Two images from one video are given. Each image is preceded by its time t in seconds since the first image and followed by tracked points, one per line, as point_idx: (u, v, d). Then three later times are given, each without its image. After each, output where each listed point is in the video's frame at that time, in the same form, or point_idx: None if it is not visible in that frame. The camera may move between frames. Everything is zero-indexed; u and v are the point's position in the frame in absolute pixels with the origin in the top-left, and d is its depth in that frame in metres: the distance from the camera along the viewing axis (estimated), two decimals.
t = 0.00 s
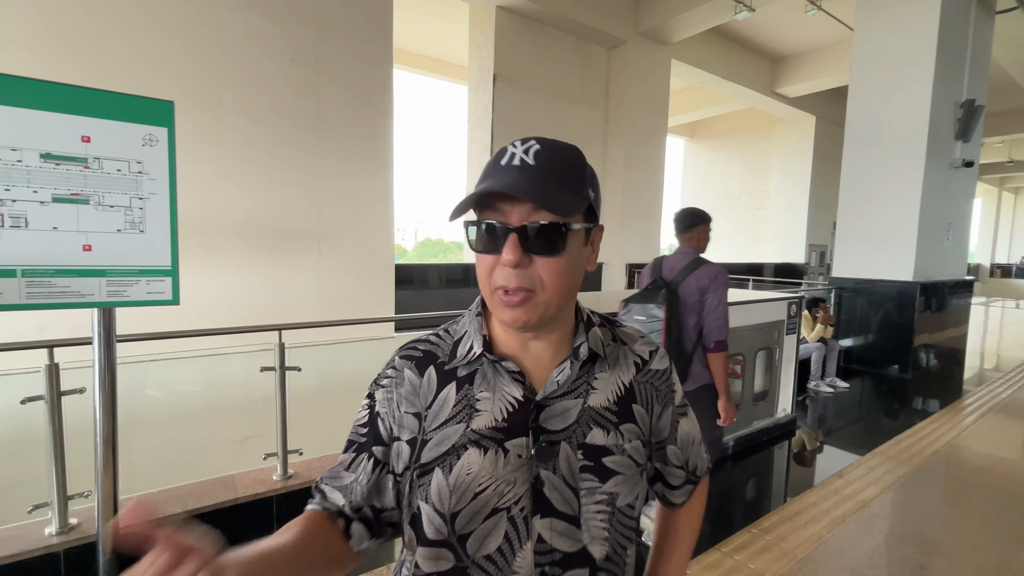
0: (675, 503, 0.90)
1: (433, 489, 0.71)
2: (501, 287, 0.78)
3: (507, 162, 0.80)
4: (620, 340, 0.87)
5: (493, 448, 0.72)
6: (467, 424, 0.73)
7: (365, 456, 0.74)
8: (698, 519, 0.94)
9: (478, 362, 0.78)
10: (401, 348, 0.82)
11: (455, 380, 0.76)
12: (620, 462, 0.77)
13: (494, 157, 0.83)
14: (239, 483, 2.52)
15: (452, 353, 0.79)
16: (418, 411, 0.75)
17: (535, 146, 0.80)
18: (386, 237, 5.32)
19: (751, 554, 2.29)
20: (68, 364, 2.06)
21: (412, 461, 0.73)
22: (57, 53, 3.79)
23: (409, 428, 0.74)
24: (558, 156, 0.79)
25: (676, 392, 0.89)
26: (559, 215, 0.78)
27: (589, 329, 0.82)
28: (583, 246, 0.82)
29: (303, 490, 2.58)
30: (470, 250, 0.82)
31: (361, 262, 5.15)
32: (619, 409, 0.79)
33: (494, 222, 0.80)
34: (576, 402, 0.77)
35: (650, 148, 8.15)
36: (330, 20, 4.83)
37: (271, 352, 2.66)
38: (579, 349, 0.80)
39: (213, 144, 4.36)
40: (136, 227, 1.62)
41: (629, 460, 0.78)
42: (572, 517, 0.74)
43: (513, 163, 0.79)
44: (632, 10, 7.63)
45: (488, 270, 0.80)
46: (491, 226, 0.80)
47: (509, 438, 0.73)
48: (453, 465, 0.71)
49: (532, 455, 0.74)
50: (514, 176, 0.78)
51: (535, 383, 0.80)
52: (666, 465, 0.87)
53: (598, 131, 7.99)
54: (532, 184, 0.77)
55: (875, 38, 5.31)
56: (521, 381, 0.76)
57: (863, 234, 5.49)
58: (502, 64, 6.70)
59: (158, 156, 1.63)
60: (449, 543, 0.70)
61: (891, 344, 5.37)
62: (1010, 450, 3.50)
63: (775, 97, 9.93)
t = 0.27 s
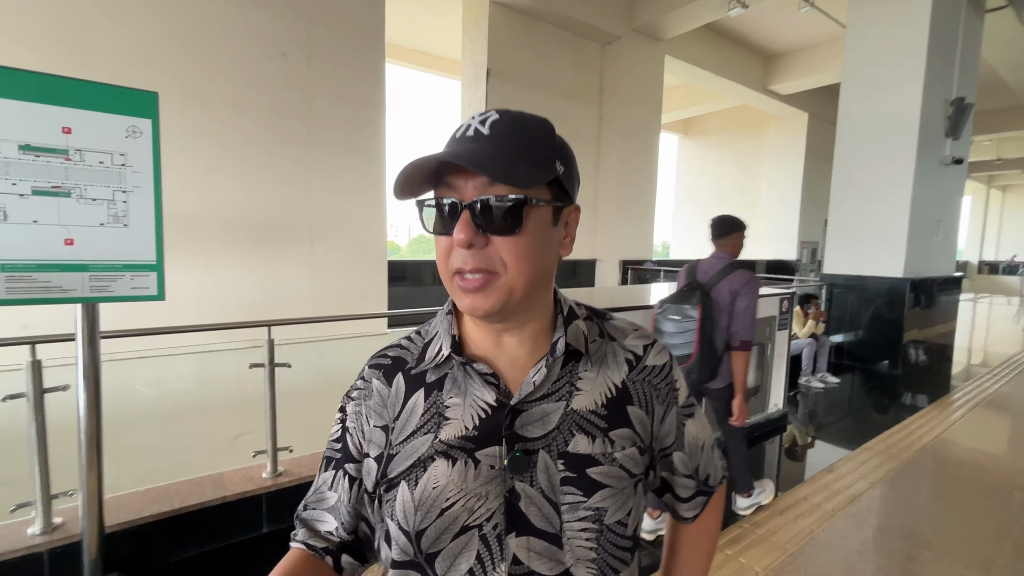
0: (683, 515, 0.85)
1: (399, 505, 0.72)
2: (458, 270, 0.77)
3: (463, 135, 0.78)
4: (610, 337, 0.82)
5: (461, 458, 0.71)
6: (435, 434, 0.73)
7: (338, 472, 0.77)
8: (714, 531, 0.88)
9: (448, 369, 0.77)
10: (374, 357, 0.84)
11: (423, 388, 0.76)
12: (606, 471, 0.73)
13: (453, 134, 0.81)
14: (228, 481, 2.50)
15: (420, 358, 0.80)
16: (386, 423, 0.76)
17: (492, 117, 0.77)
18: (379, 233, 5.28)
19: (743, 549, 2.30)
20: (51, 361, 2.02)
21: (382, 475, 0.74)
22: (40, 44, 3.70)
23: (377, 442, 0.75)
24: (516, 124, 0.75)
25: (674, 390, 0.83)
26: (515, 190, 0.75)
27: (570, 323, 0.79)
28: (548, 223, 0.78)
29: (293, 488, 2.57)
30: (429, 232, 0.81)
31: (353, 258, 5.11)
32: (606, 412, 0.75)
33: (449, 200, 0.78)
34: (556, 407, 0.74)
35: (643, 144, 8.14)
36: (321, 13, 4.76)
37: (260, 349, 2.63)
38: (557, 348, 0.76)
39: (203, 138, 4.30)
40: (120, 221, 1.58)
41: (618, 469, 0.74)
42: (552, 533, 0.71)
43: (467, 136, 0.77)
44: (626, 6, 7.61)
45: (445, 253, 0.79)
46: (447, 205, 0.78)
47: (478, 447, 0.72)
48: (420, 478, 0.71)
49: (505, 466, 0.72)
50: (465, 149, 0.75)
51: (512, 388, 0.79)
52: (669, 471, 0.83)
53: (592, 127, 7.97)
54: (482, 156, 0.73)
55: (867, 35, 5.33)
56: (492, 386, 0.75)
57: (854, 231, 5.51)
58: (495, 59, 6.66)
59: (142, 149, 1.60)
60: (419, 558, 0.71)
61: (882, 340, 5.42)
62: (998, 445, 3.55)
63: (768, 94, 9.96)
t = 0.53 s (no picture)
0: (681, 510, 0.84)
1: (385, 515, 0.68)
2: (443, 261, 0.73)
3: (448, 114, 0.74)
4: (600, 330, 0.80)
5: (451, 462, 0.68)
6: (423, 437, 0.70)
7: (319, 480, 0.74)
8: (712, 526, 0.87)
9: (434, 367, 0.74)
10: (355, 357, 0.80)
11: (409, 388, 0.73)
12: (604, 469, 0.70)
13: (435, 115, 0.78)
14: (202, 483, 2.42)
15: (404, 357, 0.76)
16: (369, 427, 0.72)
17: (478, 95, 0.74)
18: (358, 229, 5.20)
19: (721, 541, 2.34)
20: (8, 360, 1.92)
21: (367, 483, 0.71)
22: None
23: (360, 447, 0.72)
24: (503, 104, 0.72)
25: (670, 383, 0.80)
26: (505, 172, 0.72)
27: (561, 315, 0.77)
28: (538, 209, 0.75)
29: (268, 490, 2.50)
30: (412, 219, 0.78)
31: (331, 255, 5.02)
32: (600, 408, 0.72)
33: (433, 185, 0.74)
34: (549, 404, 0.71)
35: (622, 142, 8.21)
36: (296, 3, 4.65)
37: (234, 347, 2.55)
38: (549, 341, 0.74)
39: (172, 130, 4.16)
40: (85, 214, 1.52)
41: (614, 466, 0.71)
42: (549, 539, 0.69)
43: (452, 116, 0.73)
44: (606, 5, 7.66)
45: (430, 243, 0.75)
46: (431, 190, 0.75)
47: (470, 450, 0.68)
48: (408, 484, 0.68)
49: (498, 469, 0.69)
50: (450, 128, 0.72)
51: (502, 386, 0.76)
52: (667, 467, 0.81)
53: (572, 125, 8.00)
54: (469, 137, 0.70)
55: (838, 39, 5.47)
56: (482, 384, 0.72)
57: (825, 230, 5.67)
58: (476, 55, 6.61)
59: (108, 139, 1.53)
60: (409, 570, 0.67)
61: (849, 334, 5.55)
62: (959, 436, 3.70)
63: (744, 96, 10.16)
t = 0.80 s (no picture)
0: (692, 518, 0.86)
1: (410, 524, 0.67)
2: (476, 271, 0.75)
3: (483, 121, 0.75)
4: (624, 338, 0.83)
5: (479, 470, 0.68)
6: (449, 445, 0.69)
7: (337, 487, 0.72)
8: (722, 534, 0.90)
9: (460, 372, 0.74)
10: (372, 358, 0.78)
11: (433, 393, 0.72)
12: (630, 477, 0.72)
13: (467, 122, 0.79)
14: (159, 496, 2.29)
15: (428, 361, 0.75)
16: (391, 434, 0.71)
17: (513, 104, 0.75)
18: (323, 230, 5.07)
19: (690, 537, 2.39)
20: None
21: (389, 491, 0.69)
22: None
23: (382, 454, 0.70)
24: (540, 115, 0.74)
25: (688, 394, 0.83)
26: (540, 185, 0.74)
27: (585, 322, 0.79)
28: (569, 220, 0.77)
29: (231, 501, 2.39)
30: (443, 226, 0.79)
31: (297, 256, 4.88)
32: (625, 415, 0.74)
33: (469, 194, 0.76)
34: (577, 410, 0.73)
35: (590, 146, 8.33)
36: None
37: (195, 355, 2.38)
38: (578, 349, 0.76)
39: (124, 125, 3.94)
40: (27, 214, 1.41)
41: (640, 473, 0.73)
42: (577, 549, 0.69)
43: (488, 124, 0.74)
44: (574, 9, 7.74)
45: (462, 251, 0.77)
46: (466, 200, 0.76)
47: (498, 458, 0.69)
48: (433, 493, 0.67)
49: (527, 477, 0.69)
50: (486, 137, 0.73)
51: (529, 391, 0.78)
52: (682, 477, 0.84)
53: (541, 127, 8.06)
54: (506, 148, 0.71)
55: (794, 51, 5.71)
56: (511, 391, 0.73)
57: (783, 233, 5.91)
58: (445, 55, 6.56)
59: (54, 134, 1.43)
60: None
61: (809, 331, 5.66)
62: (906, 429, 3.93)
63: (706, 102, 10.48)
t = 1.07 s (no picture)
0: (718, 512, 0.93)
1: (469, 510, 0.69)
2: (541, 269, 0.79)
3: (552, 132, 0.80)
4: (661, 336, 0.90)
5: (536, 459, 0.71)
6: (505, 436, 0.72)
7: (388, 478, 0.70)
8: (746, 529, 0.97)
9: (512, 365, 0.76)
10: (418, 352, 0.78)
11: (487, 386, 0.74)
12: (673, 466, 0.80)
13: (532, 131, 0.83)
14: (118, 509, 2.16)
15: (480, 357, 0.77)
16: (444, 425, 0.72)
17: (582, 118, 0.81)
18: (292, 230, 4.92)
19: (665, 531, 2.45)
20: None
21: (444, 481, 0.70)
22: None
23: (436, 444, 0.71)
24: (607, 133, 0.80)
25: (716, 391, 0.92)
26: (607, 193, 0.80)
27: (630, 325, 0.86)
28: (627, 228, 0.83)
29: (199, 511, 2.26)
30: (508, 228, 0.83)
31: (264, 257, 4.73)
32: (666, 410, 0.82)
33: (537, 200, 0.81)
34: (625, 404, 0.79)
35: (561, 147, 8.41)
36: None
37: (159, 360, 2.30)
38: (624, 345, 0.83)
39: (75, 118, 3.72)
40: None
41: (682, 465, 0.82)
42: (627, 531, 0.76)
43: (558, 135, 0.79)
44: (545, 12, 7.80)
45: (528, 252, 0.81)
46: (534, 204, 0.81)
47: (553, 448, 0.72)
48: (491, 482, 0.70)
49: (582, 466, 0.74)
50: (559, 148, 0.78)
51: (578, 383, 0.82)
52: (711, 472, 0.91)
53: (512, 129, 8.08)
54: (581, 160, 0.77)
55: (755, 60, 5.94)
56: (563, 383, 0.76)
57: (745, 235, 6.12)
58: (415, 53, 6.50)
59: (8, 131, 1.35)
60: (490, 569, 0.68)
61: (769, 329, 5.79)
62: (861, 421, 4.15)
63: (672, 107, 10.75)
